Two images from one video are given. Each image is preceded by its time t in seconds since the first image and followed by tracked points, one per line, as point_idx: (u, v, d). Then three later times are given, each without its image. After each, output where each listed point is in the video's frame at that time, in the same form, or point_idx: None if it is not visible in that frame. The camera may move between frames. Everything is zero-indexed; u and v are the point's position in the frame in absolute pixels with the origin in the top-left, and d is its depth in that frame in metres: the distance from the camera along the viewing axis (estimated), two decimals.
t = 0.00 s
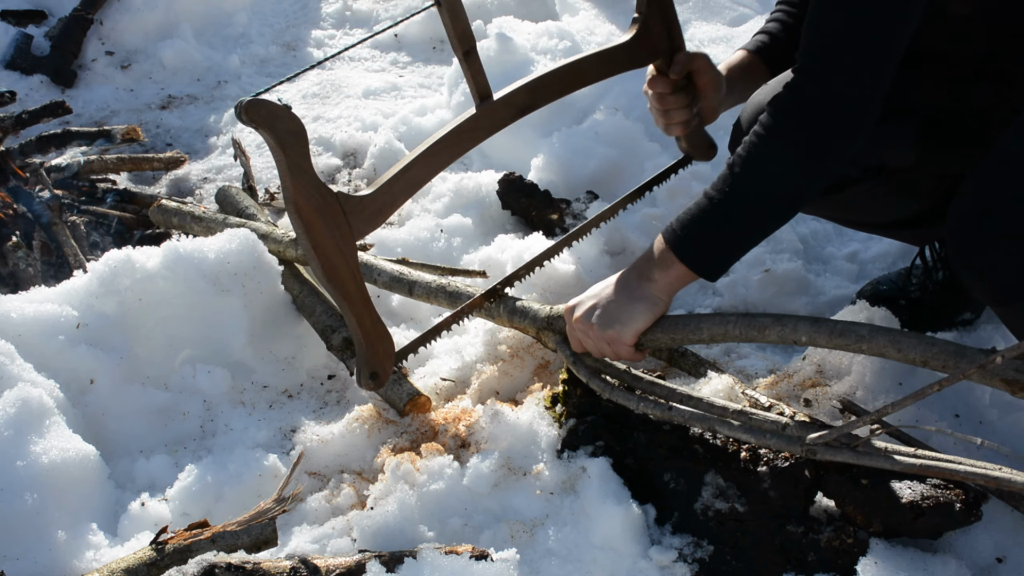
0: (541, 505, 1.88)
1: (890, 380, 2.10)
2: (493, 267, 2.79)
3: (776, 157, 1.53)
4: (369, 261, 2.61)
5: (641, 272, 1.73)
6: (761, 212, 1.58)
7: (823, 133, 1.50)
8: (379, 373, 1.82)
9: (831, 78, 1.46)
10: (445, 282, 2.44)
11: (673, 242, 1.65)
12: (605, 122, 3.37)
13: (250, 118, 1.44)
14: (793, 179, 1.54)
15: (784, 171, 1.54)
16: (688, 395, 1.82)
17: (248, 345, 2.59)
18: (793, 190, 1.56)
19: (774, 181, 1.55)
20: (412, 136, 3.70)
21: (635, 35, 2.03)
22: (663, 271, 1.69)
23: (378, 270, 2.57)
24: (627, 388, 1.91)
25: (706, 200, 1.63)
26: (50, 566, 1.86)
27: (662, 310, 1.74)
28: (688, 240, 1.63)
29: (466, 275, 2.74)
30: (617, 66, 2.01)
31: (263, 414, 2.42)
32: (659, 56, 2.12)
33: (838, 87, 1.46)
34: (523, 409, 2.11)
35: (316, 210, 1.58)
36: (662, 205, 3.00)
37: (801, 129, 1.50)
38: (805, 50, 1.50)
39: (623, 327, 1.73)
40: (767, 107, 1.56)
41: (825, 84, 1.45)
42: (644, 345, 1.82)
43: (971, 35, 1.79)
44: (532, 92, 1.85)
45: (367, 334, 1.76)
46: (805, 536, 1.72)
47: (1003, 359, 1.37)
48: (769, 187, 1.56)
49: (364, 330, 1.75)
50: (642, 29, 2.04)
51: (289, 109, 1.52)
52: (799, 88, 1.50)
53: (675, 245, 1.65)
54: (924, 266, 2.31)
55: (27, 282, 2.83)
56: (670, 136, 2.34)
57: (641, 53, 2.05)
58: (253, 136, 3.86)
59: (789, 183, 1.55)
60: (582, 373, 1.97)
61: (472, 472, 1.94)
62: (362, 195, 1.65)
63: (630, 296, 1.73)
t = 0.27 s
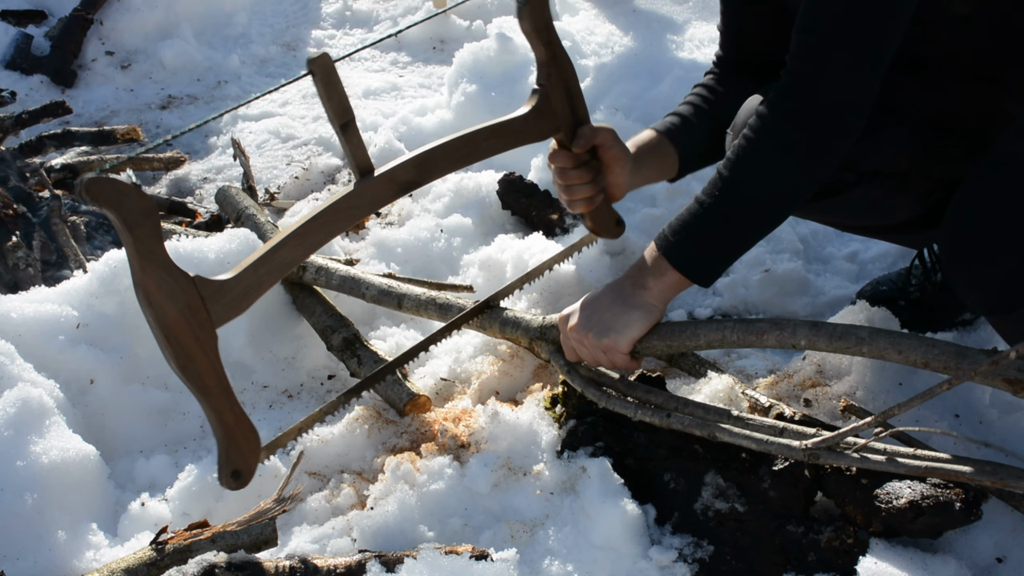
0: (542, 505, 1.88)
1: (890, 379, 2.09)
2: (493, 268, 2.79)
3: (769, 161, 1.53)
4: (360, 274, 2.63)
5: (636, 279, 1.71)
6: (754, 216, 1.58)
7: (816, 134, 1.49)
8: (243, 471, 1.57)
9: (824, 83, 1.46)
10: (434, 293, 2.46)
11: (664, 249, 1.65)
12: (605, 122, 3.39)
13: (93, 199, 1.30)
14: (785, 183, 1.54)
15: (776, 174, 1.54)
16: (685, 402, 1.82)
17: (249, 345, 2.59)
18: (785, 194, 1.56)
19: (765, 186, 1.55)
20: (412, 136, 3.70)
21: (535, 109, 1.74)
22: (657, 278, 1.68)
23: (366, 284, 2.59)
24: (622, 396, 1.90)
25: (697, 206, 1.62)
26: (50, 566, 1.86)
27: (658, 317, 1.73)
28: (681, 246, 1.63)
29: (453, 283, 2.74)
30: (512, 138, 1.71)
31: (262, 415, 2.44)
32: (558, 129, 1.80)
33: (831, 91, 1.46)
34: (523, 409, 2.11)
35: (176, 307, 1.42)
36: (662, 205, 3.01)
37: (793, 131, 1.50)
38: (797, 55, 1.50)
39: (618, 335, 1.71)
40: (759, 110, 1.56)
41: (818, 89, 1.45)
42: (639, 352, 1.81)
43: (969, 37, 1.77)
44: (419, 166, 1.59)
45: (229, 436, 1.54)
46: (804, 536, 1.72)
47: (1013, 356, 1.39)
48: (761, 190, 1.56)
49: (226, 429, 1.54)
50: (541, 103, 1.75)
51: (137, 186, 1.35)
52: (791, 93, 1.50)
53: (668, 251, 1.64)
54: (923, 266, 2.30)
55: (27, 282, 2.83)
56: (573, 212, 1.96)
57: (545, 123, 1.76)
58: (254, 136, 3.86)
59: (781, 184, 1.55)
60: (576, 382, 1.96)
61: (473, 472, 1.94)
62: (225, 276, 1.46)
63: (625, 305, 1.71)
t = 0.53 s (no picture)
0: (542, 505, 1.88)
1: (890, 380, 2.09)
2: (493, 268, 2.79)
3: (772, 164, 1.54)
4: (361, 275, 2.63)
5: (635, 280, 1.71)
6: (758, 219, 1.58)
7: (818, 138, 1.49)
8: (357, 398, 1.74)
9: (824, 84, 1.46)
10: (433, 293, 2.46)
11: (667, 252, 1.65)
12: (605, 123, 3.39)
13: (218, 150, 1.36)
14: (788, 185, 1.54)
15: (779, 177, 1.54)
16: (684, 402, 1.82)
17: (248, 345, 2.59)
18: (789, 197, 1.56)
19: (767, 187, 1.55)
20: (412, 136, 3.70)
21: (619, 43, 1.84)
22: (656, 279, 1.68)
23: (368, 283, 2.59)
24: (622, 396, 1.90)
25: (700, 209, 1.62)
26: (50, 566, 1.86)
27: (658, 317, 1.72)
28: (683, 249, 1.63)
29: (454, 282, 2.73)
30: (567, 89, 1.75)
31: (263, 414, 2.42)
32: (644, 62, 1.92)
33: (831, 92, 1.46)
34: (523, 409, 2.11)
35: (290, 239, 1.50)
36: (662, 205, 3.01)
37: (795, 135, 1.50)
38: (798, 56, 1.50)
39: (617, 336, 1.71)
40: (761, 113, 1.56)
41: (818, 89, 1.45)
42: (639, 352, 1.81)
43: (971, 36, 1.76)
44: (512, 105, 1.66)
45: (344, 363, 1.68)
46: (804, 535, 1.72)
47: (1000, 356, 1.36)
48: (764, 193, 1.56)
49: (341, 359, 1.68)
50: (623, 41, 1.84)
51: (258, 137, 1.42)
52: (794, 95, 1.50)
53: (670, 254, 1.64)
54: (922, 267, 2.30)
55: (27, 282, 2.83)
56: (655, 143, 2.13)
57: (627, 63, 1.86)
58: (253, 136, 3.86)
59: (784, 187, 1.55)
60: (577, 383, 1.96)
61: (472, 472, 1.94)
62: (338, 218, 1.54)
63: (624, 305, 1.71)
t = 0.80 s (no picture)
0: (542, 505, 1.88)
1: (890, 380, 2.08)
2: (493, 267, 2.79)
3: (771, 162, 1.53)
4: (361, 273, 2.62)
5: (636, 280, 1.71)
6: (756, 217, 1.58)
7: (818, 136, 1.49)
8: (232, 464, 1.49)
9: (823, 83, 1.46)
10: (434, 291, 2.46)
11: (664, 249, 1.65)
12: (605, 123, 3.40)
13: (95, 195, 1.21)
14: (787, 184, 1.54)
15: (778, 175, 1.54)
16: (685, 402, 1.82)
17: (249, 345, 2.59)
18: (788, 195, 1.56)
19: (767, 185, 1.55)
20: (412, 136, 3.70)
21: (534, 113, 1.63)
22: (657, 279, 1.68)
23: (369, 282, 2.59)
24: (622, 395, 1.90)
25: (699, 208, 1.62)
26: (50, 566, 1.86)
27: (658, 317, 1.73)
28: (681, 247, 1.62)
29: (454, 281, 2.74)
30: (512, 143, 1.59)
31: (263, 414, 2.45)
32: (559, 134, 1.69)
33: (830, 92, 1.46)
34: (523, 409, 2.11)
35: (172, 305, 1.33)
36: (662, 205, 3.01)
37: (795, 134, 1.50)
38: (798, 56, 1.50)
39: (617, 335, 1.71)
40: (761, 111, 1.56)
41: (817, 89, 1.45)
42: (640, 352, 1.81)
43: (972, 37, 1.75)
44: (420, 170, 1.49)
45: (223, 427, 1.46)
46: (803, 535, 1.72)
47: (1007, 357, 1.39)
48: (763, 191, 1.56)
49: (221, 423, 1.46)
50: (542, 104, 1.64)
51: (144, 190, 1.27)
52: (794, 94, 1.50)
53: (668, 251, 1.64)
54: (922, 267, 2.30)
55: (27, 282, 2.83)
56: (568, 215, 1.92)
57: (546, 129, 1.65)
58: (253, 136, 3.86)
59: (782, 185, 1.54)
60: (577, 381, 1.96)
61: (472, 473, 1.94)
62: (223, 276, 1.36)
63: (625, 305, 1.71)
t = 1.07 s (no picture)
0: (541, 505, 1.88)
1: (890, 380, 2.08)
2: (493, 267, 2.79)
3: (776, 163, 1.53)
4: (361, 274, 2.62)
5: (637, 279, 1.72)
6: (761, 218, 1.58)
7: (822, 137, 1.49)
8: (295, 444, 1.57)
9: (826, 85, 1.46)
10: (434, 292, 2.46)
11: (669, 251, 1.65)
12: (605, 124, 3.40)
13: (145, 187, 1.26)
14: (791, 185, 1.54)
15: (783, 176, 1.53)
16: (685, 400, 1.82)
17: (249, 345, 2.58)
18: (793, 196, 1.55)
19: (771, 186, 1.55)
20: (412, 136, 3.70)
21: (570, 80, 1.65)
22: (659, 277, 1.68)
23: (368, 282, 2.58)
24: (623, 395, 1.90)
25: (704, 210, 1.62)
26: (50, 566, 1.86)
27: (660, 316, 1.73)
28: (686, 249, 1.63)
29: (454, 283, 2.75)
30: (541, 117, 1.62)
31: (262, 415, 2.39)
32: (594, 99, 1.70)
33: (835, 92, 1.45)
34: (523, 409, 2.11)
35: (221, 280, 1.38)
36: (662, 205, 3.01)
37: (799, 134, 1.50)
38: (801, 57, 1.50)
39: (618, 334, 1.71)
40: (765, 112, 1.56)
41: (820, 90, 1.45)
42: (641, 350, 1.80)
43: (970, 34, 1.75)
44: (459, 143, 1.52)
45: (282, 408, 1.51)
46: (803, 535, 1.72)
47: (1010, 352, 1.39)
48: (768, 192, 1.56)
49: (278, 405, 1.50)
50: (577, 73, 1.66)
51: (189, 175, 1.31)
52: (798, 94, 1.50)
53: (672, 253, 1.64)
54: (922, 268, 2.30)
55: (27, 282, 2.83)
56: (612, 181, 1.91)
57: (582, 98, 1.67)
58: (253, 136, 3.86)
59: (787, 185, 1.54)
60: (578, 380, 1.96)
61: (472, 473, 1.94)
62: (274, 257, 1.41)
63: (626, 304, 1.71)
